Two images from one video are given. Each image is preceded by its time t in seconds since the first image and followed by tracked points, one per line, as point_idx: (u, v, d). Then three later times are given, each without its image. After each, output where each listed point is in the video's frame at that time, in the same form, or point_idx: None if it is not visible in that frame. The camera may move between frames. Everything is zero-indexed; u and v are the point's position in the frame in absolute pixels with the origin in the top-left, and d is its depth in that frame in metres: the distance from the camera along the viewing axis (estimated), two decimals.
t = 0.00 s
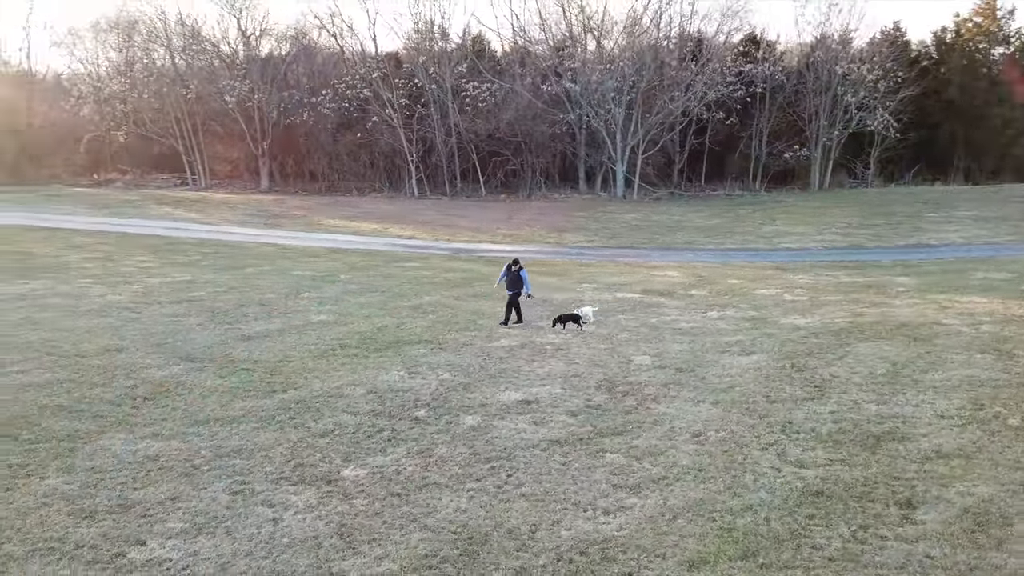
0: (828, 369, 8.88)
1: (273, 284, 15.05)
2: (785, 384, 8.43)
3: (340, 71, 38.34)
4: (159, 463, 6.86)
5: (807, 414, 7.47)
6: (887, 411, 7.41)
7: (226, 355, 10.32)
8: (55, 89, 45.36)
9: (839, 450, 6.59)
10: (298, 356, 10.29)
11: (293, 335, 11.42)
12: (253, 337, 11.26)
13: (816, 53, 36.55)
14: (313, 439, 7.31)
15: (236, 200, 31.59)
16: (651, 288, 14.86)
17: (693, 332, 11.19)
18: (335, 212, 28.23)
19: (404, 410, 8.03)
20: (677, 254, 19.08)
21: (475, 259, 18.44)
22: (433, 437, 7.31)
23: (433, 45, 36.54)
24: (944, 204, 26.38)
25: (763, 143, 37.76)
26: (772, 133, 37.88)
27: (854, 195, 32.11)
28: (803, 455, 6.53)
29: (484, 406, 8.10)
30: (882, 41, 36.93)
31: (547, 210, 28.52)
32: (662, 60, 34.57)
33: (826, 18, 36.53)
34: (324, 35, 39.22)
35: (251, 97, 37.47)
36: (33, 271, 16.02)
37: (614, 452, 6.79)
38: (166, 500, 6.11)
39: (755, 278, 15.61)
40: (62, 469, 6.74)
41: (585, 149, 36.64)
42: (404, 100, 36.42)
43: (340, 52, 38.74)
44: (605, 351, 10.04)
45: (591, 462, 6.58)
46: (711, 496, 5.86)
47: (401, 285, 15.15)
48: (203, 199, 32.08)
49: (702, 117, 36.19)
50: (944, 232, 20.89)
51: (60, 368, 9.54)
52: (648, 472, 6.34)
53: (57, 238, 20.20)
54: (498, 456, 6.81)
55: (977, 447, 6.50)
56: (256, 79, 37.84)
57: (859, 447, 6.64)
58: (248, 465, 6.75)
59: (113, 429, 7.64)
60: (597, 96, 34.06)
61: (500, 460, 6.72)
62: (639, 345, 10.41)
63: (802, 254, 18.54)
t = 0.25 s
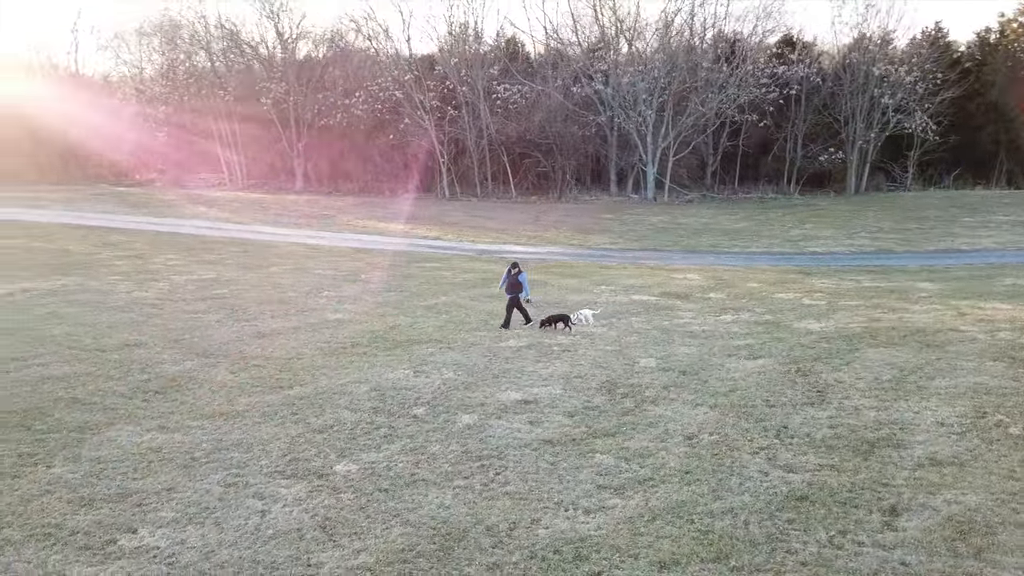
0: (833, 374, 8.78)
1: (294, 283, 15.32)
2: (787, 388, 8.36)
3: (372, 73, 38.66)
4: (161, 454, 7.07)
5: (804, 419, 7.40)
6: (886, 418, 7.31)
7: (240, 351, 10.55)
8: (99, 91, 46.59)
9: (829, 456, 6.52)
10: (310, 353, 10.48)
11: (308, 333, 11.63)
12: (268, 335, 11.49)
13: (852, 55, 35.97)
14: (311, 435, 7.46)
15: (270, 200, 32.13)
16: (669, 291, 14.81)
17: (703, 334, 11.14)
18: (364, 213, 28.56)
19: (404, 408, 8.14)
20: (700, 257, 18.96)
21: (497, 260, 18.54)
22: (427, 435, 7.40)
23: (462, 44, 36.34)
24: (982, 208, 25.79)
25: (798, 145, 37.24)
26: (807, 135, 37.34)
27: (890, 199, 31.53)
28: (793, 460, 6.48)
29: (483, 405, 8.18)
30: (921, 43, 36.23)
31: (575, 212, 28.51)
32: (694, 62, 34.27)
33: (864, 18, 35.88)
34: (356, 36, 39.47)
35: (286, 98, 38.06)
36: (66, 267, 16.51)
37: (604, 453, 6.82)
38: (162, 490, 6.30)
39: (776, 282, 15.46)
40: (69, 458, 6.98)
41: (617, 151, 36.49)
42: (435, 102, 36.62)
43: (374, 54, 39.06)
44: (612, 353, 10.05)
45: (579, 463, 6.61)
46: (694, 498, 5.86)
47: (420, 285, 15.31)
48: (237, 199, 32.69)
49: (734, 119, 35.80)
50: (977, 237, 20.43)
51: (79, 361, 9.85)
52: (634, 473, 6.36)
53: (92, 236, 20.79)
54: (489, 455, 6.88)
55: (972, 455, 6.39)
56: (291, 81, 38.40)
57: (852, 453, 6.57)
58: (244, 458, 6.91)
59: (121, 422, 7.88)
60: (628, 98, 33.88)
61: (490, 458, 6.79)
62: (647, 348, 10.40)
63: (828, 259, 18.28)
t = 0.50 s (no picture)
0: (835, 379, 8.67)
1: (313, 281, 15.55)
2: (786, 392, 8.29)
3: (404, 74, 38.95)
4: (160, 446, 7.26)
5: (798, 423, 7.33)
6: (881, 424, 7.22)
7: (251, 348, 10.75)
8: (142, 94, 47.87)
9: (817, 461, 6.47)
10: (319, 350, 10.65)
11: (320, 330, 11.81)
12: (281, 332, 11.69)
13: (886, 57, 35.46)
14: (307, 430, 7.60)
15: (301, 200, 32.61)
16: (685, 293, 14.72)
17: (711, 337, 11.08)
18: (392, 213, 28.86)
19: (401, 406, 8.25)
20: (722, 260, 18.80)
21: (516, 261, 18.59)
22: (420, 432, 7.50)
23: (490, 49, 36.73)
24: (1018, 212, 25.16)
25: (832, 148, 36.67)
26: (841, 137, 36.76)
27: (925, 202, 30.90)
28: (779, 464, 6.44)
29: (480, 404, 8.25)
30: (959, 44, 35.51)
31: (602, 214, 28.45)
32: (724, 63, 33.96)
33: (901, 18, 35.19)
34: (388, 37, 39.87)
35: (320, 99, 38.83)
36: (95, 265, 16.96)
37: (592, 453, 6.84)
38: (157, 480, 6.48)
39: (795, 286, 15.28)
40: (73, 448, 7.20)
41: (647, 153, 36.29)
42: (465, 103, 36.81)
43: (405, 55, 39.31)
44: (616, 355, 10.04)
45: (566, 463, 6.64)
46: (673, 500, 5.86)
47: (437, 284, 15.44)
48: (270, 198, 33.26)
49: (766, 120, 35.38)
50: (1010, 242, 19.94)
51: (95, 355, 10.13)
52: (618, 473, 6.38)
53: (125, 234, 21.31)
54: (477, 453, 6.95)
55: (963, 462, 6.29)
56: (324, 83, 39.05)
57: (841, 458, 6.51)
58: (240, 451, 7.08)
59: (127, 415, 8.10)
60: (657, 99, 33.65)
61: (478, 457, 6.86)
62: (652, 349, 10.37)
63: (852, 262, 18.01)
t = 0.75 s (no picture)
0: (838, 383, 8.56)
1: (333, 279, 15.77)
2: (786, 396, 8.21)
3: (435, 74, 39.17)
4: (162, 437, 7.46)
5: (792, 427, 7.27)
6: (877, 430, 7.12)
7: (263, 343, 10.97)
8: (184, 94, 49.12)
9: (805, 466, 6.42)
10: (328, 346, 10.82)
11: (332, 327, 11.98)
12: (295, 328, 11.89)
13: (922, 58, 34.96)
14: (305, 424, 7.74)
15: (332, 199, 33.02)
16: (702, 295, 14.63)
17: (720, 339, 11.00)
18: (420, 212, 29.09)
19: (400, 402, 8.36)
20: (745, 262, 18.62)
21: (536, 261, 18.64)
22: (414, 429, 7.59)
23: (525, 50, 36.95)
24: None
25: (869, 149, 36.02)
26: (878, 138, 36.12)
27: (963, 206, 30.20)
28: (765, 468, 6.41)
29: (477, 402, 8.32)
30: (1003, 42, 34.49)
31: (629, 215, 28.33)
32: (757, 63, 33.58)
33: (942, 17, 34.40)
34: (421, 38, 40.16)
35: (352, 100, 40.32)
36: (124, 260, 17.41)
37: (580, 453, 6.87)
38: (154, 470, 6.67)
39: (815, 289, 15.07)
40: (79, 437, 7.45)
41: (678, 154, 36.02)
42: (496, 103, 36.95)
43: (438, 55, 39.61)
44: (621, 356, 10.03)
45: (552, 462, 6.69)
46: (653, 500, 5.87)
47: (454, 283, 15.55)
48: (302, 197, 33.74)
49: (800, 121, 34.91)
50: None
51: (113, 347, 10.42)
52: (603, 473, 6.41)
53: (158, 231, 21.84)
54: (467, 450, 7.02)
55: (953, 471, 6.18)
56: (359, 84, 40.30)
57: (829, 463, 6.45)
58: (237, 442, 7.25)
59: (135, 406, 8.35)
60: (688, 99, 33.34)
61: (467, 454, 6.93)
62: (659, 351, 10.33)
63: (878, 266, 17.69)
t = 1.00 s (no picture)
0: (848, 388, 8.46)
1: (358, 276, 16.00)
2: (794, 400, 8.14)
3: (472, 75, 39.45)
4: (173, 427, 7.68)
5: (794, 431, 7.21)
6: (882, 435, 7.02)
7: (283, 339, 11.20)
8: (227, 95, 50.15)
9: (801, 469, 6.37)
10: (346, 343, 11.01)
11: (353, 323, 12.19)
12: (316, 324, 12.10)
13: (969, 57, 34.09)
14: (312, 417, 7.91)
15: (367, 198, 33.43)
16: (724, 297, 14.53)
17: (735, 342, 10.94)
18: (453, 212, 29.30)
19: (408, 398, 8.49)
20: (773, 265, 18.42)
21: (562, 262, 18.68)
22: (416, 424, 7.70)
23: (561, 50, 37.05)
24: None
25: (912, 151, 35.31)
26: (921, 140, 35.41)
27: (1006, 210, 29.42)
28: (761, 470, 6.38)
29: (483, 399, 8.41)
30: None
31: (661, 216, 28.16)
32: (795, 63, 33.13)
33: (988, 15, 33.57)
34: (458, 39, 40.50)
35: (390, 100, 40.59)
36: (159, 256, 17.88)
37: (577, 451, 6.91)
38: (161, 458, 6.87)
39: (842, 293, 14.87)
40: (95, 425, 7.71)
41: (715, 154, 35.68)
42: (531, 104, 37.10)
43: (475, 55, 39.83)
44: (632, 357, 10.03)
45: (548, 460, 6.74)
46: (643, 499, 5.90)
47: (477, 282, 15.68)
48: (338, 196, 34.22)
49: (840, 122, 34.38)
50: None
51: (138, 340, 10.74)
52: (596, 472, 6.43)
53: (194, 228, 22.35)
54: (465, 447, 7.10)
55: (953, 477, 6.09)
56: (396, 85, 40.75)
57: (827, 467, 6.39)
58: (245, 434, 7.44)
59: (152, 396, 8.60)
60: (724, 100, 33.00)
61: (465, 451, 7.01)
62: (672, 352, 10.31)
63: (910, 271, 17.36)
